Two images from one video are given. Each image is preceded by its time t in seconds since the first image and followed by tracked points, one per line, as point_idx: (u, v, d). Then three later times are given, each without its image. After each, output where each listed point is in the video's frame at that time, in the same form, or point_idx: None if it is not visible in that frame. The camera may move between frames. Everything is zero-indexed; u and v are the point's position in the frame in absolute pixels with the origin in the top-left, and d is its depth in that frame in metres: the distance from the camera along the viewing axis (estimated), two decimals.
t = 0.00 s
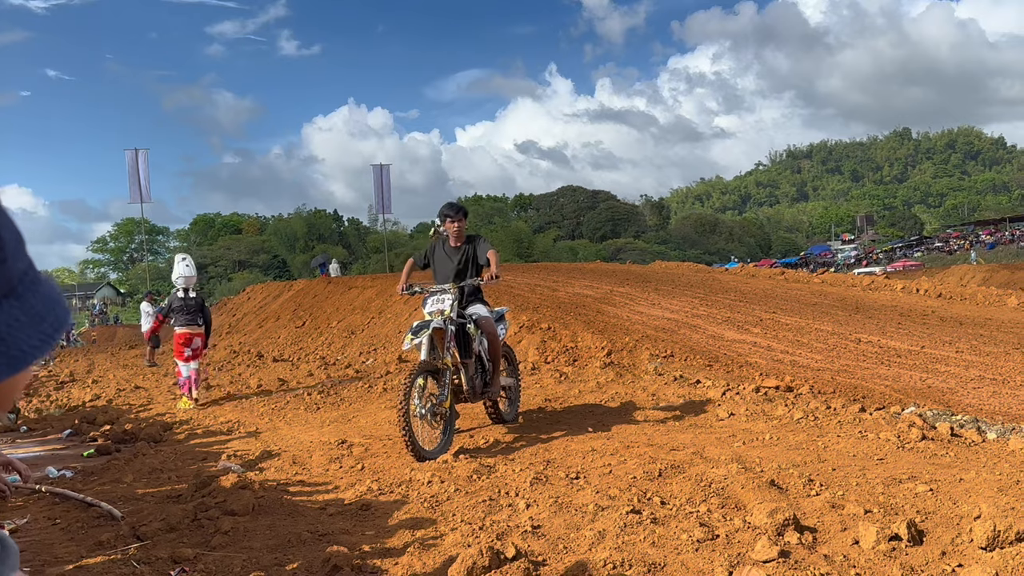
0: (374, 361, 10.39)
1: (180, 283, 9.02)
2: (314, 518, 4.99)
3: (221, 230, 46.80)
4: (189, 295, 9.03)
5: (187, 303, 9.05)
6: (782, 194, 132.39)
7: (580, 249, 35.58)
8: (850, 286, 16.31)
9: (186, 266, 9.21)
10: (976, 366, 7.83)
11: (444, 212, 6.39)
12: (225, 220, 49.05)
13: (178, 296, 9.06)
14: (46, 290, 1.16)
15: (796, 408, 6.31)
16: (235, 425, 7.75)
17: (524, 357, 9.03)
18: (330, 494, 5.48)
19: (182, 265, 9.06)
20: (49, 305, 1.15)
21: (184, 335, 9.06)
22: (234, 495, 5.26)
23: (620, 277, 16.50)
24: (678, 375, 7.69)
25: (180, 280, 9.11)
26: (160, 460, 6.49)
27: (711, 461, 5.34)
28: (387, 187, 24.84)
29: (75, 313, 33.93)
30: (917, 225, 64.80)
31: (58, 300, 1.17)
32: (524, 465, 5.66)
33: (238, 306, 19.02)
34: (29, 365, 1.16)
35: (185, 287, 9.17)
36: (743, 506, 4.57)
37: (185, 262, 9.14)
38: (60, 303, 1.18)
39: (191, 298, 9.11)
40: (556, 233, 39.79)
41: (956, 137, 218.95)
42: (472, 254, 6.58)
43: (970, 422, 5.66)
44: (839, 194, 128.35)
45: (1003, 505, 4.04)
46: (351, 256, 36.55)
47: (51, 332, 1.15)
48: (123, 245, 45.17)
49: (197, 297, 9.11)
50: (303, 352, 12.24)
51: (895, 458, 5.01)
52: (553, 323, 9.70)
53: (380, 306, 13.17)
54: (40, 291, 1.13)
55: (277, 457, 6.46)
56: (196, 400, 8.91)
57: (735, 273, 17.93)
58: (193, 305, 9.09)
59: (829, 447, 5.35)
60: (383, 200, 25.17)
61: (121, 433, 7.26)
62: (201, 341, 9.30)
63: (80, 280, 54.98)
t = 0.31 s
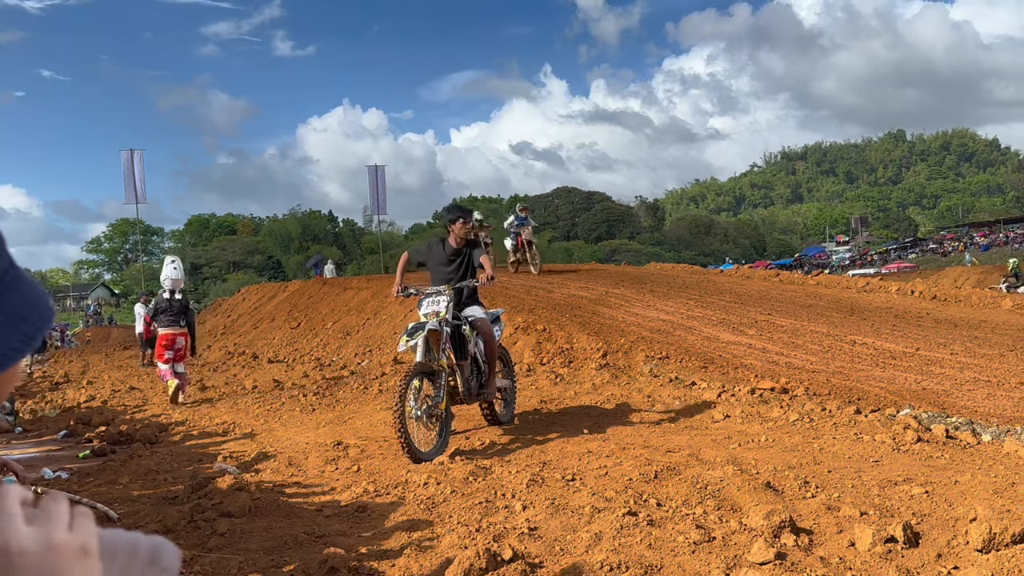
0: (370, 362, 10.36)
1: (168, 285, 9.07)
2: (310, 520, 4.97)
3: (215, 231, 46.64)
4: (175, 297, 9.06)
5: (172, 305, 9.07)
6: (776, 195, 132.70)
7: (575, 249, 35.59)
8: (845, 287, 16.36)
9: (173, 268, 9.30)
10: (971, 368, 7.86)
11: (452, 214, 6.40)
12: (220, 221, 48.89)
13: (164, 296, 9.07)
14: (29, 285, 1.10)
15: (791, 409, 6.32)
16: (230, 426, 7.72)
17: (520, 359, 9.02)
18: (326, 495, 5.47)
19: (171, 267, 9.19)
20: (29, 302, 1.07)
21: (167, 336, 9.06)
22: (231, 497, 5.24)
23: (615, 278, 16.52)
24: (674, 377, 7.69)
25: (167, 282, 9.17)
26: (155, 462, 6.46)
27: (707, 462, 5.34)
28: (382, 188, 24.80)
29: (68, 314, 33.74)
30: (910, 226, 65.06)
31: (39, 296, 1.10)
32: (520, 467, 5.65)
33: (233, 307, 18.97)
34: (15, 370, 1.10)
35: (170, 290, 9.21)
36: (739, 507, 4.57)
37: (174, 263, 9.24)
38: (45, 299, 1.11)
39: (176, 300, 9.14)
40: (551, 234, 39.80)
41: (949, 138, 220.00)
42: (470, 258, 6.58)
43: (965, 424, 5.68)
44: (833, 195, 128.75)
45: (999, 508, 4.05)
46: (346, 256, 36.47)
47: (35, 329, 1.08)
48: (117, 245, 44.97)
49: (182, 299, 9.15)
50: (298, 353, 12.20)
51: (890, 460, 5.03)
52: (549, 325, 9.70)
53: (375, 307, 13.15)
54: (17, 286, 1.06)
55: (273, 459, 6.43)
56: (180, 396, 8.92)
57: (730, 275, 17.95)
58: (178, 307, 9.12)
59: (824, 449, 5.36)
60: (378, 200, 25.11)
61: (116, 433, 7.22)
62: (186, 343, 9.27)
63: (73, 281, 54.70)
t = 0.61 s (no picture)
0: (368, 363, 10.34)
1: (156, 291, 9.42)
2: (308, 521, 4.96)
3: (212, 232, 46.60)
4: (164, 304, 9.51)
5: (162, 310, 9.53)
6: (774, 197, 132.87)
7: (573, 251, 35.57)
8: (842, 290, 16.39)
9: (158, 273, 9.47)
10: (968, 370, 7.88)
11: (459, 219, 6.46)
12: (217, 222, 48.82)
13: (152, 300, 9.52)
14: (31, 281, 1.07)
15: (789, 412, 6.33)
16: (227, 427, 7.71)
17: (518, 361, 9.02)
18: (325, 497, 5.46)
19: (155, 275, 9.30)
20: (29, 299, 1.04)
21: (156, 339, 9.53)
22: (228, 498, 5.23)
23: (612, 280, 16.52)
24: (672, 379, 7.69)
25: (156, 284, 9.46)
26: (152, 462, 6.44)
27: (705, 464, 5.35)
28: (380, 189, 24.79)
29: (65, 314, 33.66)
30: (907, 228, 65.16)
31: (41, 293, 1.07)
32: (518, 469, 5.64)
33: (230, 308, 18.95)
34: (13, 366, 1.07)
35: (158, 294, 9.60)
36: (737, 509, 4.58)
37: (157, 270, 9.42)
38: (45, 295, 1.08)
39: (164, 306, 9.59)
40: (549, 235, 39.82)
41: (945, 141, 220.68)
42: (469, 261, 6.61)
43: (962, 427, 5.69)
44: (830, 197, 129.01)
45: (996, 510, 4.07)
46: (343, 257, 36.46)
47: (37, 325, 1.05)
48: (114, 246, 44.89)
49: (171, 304, 9.60)
50: (295, 354, 12.20)
51: (888, 462, 5.04)
52: (546, 326, 9.70)
53: (372, 308, 13.14)
54: (17, 281, 1.03)
55: (270, 460, 6.42)
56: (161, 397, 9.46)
57: (727, 277, 17.97)
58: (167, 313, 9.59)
59: (822, 451, 5.37)
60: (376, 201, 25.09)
61: (113, 434, 7.21)
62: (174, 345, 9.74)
63: (69, 281, 54.59)
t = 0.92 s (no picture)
0: (367, 364, 10.34)
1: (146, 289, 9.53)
2: (307, 522, 4.95)
3: (212, 232, 46.55)
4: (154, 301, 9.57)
5: (151, 307, 9.57)
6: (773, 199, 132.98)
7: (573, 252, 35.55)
8: (842, 292, 16.40)
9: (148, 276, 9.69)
10: (968, 373, 7.88)
11: (461, 220, 6.48)
12: (216, 222, 48.77)
13: (141, 300, 9.55)
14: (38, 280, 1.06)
15: (789, 414, 6.33)
16: (227, 427, 7.70)
17: (517, 362, 9.02)
18: (324, 498, 5.45)
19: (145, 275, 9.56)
20: (38, 299, 1.03)
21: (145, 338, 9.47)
22: (228, 499, 5.22)
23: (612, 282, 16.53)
24: (671, 381, 7.69)
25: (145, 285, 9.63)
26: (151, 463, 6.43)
27: (705, 467, 5.35)
28: (379, 190, 24.80)
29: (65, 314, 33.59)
30: (907, 231, 65.20)
31: (46, 290, 1.06)
32: (518, 470, 5.65)
33: (229, 308, 18.93)
34: (12, 367, 1.06)
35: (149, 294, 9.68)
36: (737, 512, 4.58)
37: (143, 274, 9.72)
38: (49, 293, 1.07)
39: (154, 304, 9.62)
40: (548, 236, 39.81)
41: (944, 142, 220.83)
42: (468, 262, 6.59)
43: (962, 429, 5.70)
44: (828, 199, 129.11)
45: (996, 513, 4.07)
46: (342, 257, 36.44)
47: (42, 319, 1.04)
48: (113, 246, 44.83)
49: (161, 302, 9.67)
50: (295, 354, 12.19)
51: (887, 465, 5.05)
52: (546, 328, 9.70)
53: (372, 309, 13.13)
54: (23, 280, 1.02)
55: (270, 461, 6.42)
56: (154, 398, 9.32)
57: (727, 279, 17.97)
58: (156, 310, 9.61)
59: (822, 454, 5.37)
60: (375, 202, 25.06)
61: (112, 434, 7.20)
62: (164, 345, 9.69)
63: (68, 281, 54.57)
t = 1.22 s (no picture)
0: (367, 366, 10.34)
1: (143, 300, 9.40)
2: (308, 524, 4.95)
3: (212, 232, 46.57)
4: (148, 313, 9.38)
5: (146, 318, 9.38)
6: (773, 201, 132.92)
7: (573, 254, 35.55)
8: (843, 294, 16.39)
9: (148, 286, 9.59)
10: (969, 376, 7.89)
11: (461, 220, 6.50)
12: (217, 222, 48.80)
13: (138, 311, 9.40)
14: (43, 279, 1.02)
15: (790, 417, 6.33)
16: (227, 428, 7.69)
17: (518, 364, 9.01)
18: (325, 499, 5.45)
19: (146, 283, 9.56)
20: (36, 296, 0.98)
21: (142, 348, 9.37)
22: (229, 500, 5.22)
23: (612, 284, 16.54)
24: (672, 383, 7.69)
25: (143, 296, 9.50)
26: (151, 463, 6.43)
27: (705, 469, 5.35)
28: (380, 190, 24.81)
29: (65, 314, 33.46)
30: (907, 234, 65.20)
31: (46, 286, 1.00)
32: (518, 472, 5.64)
33: (230, 309, 18.94)
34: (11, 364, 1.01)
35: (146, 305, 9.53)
36: (737, 515, 4.58)
37: (148, 281, 9.52)
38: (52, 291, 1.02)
39: (150, 314, 9.43)
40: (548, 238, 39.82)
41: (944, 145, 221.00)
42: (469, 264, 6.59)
43: (963, 433, 5.70)
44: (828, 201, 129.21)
45: (997, 517, 4.07)
46: (342, 258, 36.44)
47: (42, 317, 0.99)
48: (113, 246, 44.84)
49: (156, 312, 9.46)
50: (295, 355, 12.19)
51: (888, 468, 5.06)
52: (547, 330, 9.70)
53: (372, 309, 13.13)
54: (21, 274, 0.97)
55: (271, 462, 6.42)
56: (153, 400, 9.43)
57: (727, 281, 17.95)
58: (151, 321, 9.41)
59: (822, 457, 5.37)
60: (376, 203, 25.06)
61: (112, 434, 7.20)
62: (162, 353, 9.60)
63: (69, 281, 54.58)
